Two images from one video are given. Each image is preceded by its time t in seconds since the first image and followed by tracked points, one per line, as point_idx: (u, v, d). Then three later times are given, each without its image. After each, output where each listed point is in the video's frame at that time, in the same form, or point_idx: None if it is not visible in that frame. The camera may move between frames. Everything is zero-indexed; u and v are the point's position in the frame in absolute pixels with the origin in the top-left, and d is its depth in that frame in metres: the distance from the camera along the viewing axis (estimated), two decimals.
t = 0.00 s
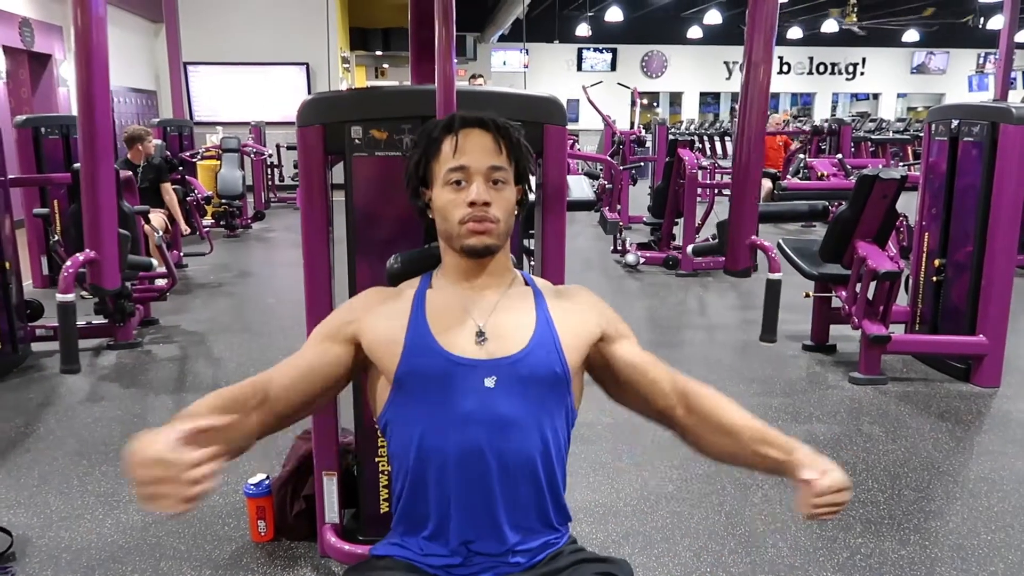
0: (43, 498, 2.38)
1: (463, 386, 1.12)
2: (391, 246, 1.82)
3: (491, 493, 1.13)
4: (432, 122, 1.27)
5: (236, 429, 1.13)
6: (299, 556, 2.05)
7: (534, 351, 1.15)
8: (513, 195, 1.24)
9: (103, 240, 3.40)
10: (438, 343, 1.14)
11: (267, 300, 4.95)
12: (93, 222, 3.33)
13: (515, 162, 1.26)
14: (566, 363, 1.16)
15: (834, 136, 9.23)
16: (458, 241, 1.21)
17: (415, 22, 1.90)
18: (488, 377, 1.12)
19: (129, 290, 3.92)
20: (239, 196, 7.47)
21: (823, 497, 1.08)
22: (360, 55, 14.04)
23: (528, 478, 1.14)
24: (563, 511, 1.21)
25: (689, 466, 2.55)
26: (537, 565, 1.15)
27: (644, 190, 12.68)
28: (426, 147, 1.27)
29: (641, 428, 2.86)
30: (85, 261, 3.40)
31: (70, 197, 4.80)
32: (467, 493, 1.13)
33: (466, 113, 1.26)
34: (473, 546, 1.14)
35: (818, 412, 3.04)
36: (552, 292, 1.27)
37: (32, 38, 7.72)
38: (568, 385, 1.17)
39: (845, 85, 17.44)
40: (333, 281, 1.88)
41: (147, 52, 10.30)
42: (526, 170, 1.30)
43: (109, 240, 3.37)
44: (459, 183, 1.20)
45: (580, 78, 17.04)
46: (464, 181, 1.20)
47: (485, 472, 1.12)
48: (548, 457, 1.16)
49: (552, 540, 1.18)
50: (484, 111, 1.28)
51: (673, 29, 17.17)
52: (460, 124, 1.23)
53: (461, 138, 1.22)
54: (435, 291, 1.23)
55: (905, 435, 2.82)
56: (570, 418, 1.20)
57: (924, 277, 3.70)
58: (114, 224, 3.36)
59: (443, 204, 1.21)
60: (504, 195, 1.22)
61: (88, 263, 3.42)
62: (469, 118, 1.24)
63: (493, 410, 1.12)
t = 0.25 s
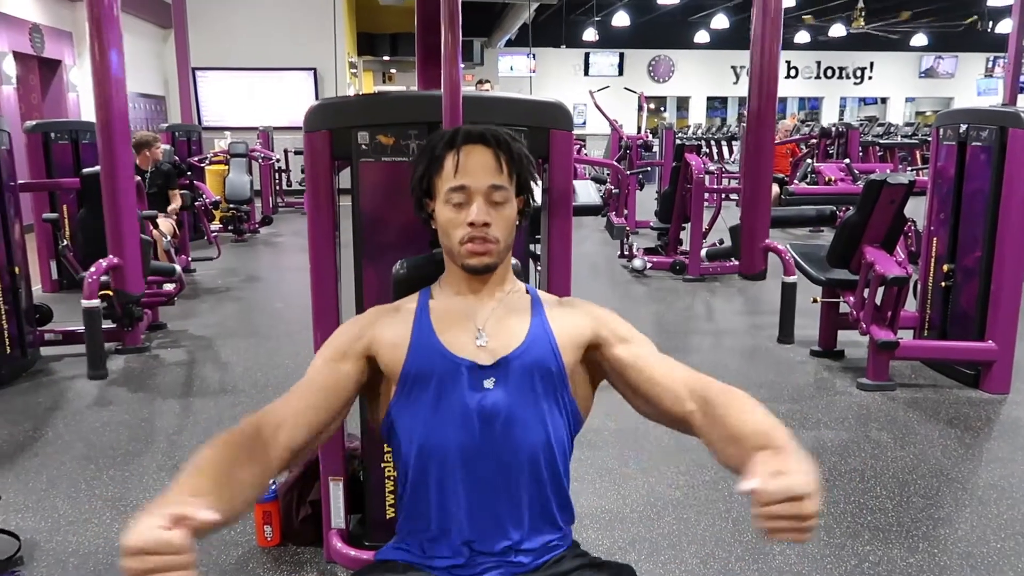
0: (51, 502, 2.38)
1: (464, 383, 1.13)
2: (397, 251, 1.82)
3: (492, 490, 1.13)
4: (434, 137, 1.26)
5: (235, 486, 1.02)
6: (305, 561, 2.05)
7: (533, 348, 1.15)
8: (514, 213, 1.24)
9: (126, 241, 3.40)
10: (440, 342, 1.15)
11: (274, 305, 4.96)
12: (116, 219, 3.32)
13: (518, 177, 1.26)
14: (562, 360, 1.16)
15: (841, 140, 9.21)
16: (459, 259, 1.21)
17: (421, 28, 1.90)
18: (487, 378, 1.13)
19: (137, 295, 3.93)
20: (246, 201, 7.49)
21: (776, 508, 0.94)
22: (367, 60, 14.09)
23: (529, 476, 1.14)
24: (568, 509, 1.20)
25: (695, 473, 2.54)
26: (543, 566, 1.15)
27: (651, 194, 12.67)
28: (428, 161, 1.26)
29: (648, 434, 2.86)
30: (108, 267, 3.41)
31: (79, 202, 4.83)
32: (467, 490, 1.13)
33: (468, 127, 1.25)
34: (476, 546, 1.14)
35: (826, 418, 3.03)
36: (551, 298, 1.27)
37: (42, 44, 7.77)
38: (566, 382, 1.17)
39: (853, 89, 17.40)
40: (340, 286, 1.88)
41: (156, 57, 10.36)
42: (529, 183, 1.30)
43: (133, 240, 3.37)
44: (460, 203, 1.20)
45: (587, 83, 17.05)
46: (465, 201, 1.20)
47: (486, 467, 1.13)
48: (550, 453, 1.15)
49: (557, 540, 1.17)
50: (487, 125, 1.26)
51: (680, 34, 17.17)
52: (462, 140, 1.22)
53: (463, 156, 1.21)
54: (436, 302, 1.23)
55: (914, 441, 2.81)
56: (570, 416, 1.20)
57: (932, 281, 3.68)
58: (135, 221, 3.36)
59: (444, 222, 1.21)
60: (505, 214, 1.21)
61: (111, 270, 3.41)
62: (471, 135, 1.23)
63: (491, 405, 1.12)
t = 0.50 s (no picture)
0: (50, 505, 2.39)
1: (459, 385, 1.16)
2: (397, 253, 1.83)
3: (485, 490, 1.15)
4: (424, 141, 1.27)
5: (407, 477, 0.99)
6: (304, 564, 2.05)
7: (521, 350, 1.18)
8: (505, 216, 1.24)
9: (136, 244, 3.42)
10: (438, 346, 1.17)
11: (275, 308, 4.97)
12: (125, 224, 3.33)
13: (509, 179, 1.26)
14: (546, 363, 1.19)
15: (842, 143, 9.21)
16: (448, 263, 1.22)
17: (420, 31, 1.90)
18: (478, 385, 1.17)
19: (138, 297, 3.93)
20: (247, 204, 7.50)
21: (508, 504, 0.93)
22: (368, 63, 14.11)
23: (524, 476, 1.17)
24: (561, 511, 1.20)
25: (695, 476, 2.54)
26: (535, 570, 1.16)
27: (652, 197, 12.67)
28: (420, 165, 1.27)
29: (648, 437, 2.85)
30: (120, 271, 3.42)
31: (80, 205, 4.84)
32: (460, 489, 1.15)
33: (458, 131, 1.26)
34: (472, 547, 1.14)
35: (826, 421, 3.02)
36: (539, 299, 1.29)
37: (44, 47, 7.79)
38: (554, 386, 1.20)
39: (853, 92, 17.41)
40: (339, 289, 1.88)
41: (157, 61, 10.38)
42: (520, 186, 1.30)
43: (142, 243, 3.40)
44: (449, 206, 1.20)
45: (588, 87, 17.06)
46: (455, 204, 1.20)
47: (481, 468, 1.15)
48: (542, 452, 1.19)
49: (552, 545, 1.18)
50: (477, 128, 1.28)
51: (681, 37, 17.19)
52: (451, 143, 1.24)
53: (453, 159, 1.22)
54: (430, 305, 1.24)
55: (914, 444, 2.80)
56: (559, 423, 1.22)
57: (933, 284, 3.68)
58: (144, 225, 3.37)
59: (433, 225, 1.22)
60: (495, 217, 1.22)
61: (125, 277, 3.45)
62: (461, 138, 1.24)
63: (483, 410, 1.17)
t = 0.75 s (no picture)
0: (48, 506, 2.38)
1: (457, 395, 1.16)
2: (395, 255, 1.83)
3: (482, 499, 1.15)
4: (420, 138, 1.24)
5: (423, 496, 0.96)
6: (303, 566, 2.05)
7: (520, 361, 1.17)
8: (503, 217, 1.23)
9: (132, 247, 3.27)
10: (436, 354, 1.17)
11: (274, 309, 4.97)
12: (122, 227, 3.17)
13: (508, 180, 1.25)
14: (546, 372, 1.18)
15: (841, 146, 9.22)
16: (447, 268, 1.21)
17: (419, 33, 1.90)
18: (477, 395, 1.16)
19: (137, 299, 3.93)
20: (247, 205, 7.51)
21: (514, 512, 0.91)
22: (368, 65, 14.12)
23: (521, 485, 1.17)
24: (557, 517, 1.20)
25: (693, 478, 2.54)
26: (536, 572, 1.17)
27: (652, 199, 12.68)
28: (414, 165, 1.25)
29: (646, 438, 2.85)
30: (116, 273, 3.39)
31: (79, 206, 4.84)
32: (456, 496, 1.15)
33: (456, 129, 1.22)
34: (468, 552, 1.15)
35: (825, 423, 3.02)
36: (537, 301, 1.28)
37: (44, 48, 7.79)
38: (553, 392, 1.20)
39: (853, 94, 17.42)
40: (339, 291, 1.88)
41: (157, 62, 10.39)
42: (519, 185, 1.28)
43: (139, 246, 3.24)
44: (446, 211, 1.19)
45: (588, 88, 17.07)
46: (452, 208, 1.19)
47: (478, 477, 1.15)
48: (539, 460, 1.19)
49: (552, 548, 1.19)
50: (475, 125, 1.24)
51: (680, 39, 17.20)
52: (448, 144, 1.20)
53: (450, 161, 1.19)
54: (427, 308, 1.24)
55: (913, 446, 2.80)
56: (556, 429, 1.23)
57: (932, 286, 3.68)
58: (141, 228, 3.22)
59: (430, 229, 1.20)
60: (494, 220, 1.21)
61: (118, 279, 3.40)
62: (458, 138, 1.21)
63: (481, 421, 1.16)
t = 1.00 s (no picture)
0: (47, 513, 2.38)
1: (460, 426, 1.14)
2: (396, 262, 1.83)
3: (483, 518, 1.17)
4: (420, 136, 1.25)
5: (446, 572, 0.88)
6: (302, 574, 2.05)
7: (525, 392, 1.16)
8: (505, 218, 1.23)
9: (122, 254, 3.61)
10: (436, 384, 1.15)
11: (274, 315, 4.97)
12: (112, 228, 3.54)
13: (510, 179, 1.24)
14: (554, 399, 1.17)
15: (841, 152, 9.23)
16: (447, 271, 1.21)
17: (419, 40, 1.91)
18: (481, 424, 1.15)
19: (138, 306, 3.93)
20: (247, 211, 7.51)
21: None
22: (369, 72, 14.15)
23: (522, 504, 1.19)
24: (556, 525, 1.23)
25: (693, 485, 2.53)
26: None
27: (652, 205, 12.68)
28: (414, 165, 1.24)
29: (646, 445, 2.85)
30: (106, 276, 3.53)
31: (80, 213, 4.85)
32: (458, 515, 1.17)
33: (455, 125, 1.23)
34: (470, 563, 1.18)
35: (825, 430, 3.02)
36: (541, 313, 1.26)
37: (45, 55, 7.81)
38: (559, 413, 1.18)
39: (853, 101, 17.46)
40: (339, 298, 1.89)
41: (158, 68, 10.42)
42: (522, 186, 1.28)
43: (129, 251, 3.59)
44: (445, 210, 1.19)
45: (588, 95, 17.10)
46: (451, 207, 1.19)
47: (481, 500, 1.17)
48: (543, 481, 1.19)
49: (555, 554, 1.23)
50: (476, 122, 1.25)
51: (680, 46, 17.25)
52: (447, 140, 1.21)
53: (449, 158, 1.20)
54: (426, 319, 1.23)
55: (914, 454, 2.80)
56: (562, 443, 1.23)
57: (932, 293, 3.68)
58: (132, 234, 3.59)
59: (429, 229, 1.20)
60: (494, 220, 1.20)
61: (108, 287, 3.56)
62: (457, 133, 1.21)
63: (486, 449, 1.16)
